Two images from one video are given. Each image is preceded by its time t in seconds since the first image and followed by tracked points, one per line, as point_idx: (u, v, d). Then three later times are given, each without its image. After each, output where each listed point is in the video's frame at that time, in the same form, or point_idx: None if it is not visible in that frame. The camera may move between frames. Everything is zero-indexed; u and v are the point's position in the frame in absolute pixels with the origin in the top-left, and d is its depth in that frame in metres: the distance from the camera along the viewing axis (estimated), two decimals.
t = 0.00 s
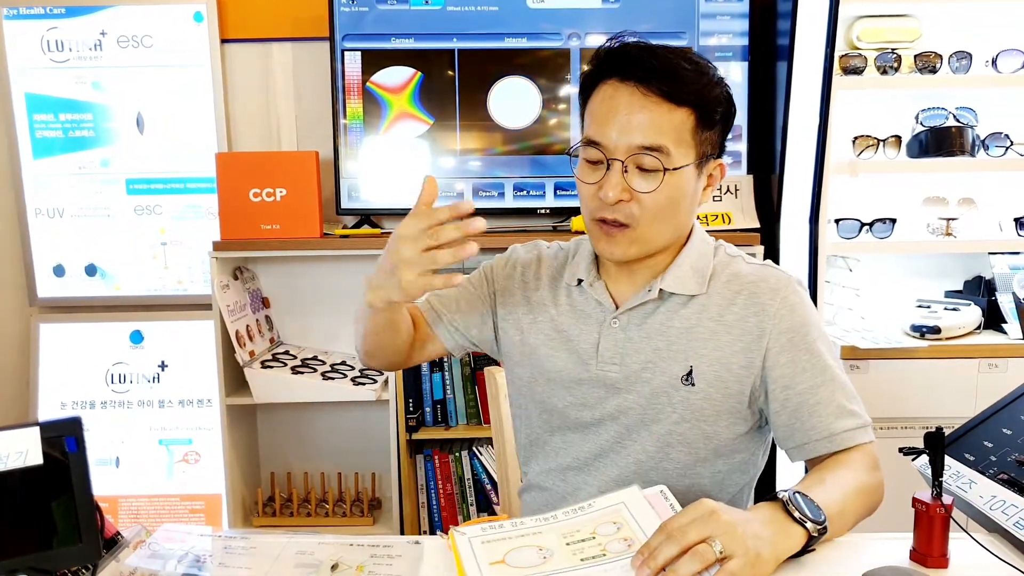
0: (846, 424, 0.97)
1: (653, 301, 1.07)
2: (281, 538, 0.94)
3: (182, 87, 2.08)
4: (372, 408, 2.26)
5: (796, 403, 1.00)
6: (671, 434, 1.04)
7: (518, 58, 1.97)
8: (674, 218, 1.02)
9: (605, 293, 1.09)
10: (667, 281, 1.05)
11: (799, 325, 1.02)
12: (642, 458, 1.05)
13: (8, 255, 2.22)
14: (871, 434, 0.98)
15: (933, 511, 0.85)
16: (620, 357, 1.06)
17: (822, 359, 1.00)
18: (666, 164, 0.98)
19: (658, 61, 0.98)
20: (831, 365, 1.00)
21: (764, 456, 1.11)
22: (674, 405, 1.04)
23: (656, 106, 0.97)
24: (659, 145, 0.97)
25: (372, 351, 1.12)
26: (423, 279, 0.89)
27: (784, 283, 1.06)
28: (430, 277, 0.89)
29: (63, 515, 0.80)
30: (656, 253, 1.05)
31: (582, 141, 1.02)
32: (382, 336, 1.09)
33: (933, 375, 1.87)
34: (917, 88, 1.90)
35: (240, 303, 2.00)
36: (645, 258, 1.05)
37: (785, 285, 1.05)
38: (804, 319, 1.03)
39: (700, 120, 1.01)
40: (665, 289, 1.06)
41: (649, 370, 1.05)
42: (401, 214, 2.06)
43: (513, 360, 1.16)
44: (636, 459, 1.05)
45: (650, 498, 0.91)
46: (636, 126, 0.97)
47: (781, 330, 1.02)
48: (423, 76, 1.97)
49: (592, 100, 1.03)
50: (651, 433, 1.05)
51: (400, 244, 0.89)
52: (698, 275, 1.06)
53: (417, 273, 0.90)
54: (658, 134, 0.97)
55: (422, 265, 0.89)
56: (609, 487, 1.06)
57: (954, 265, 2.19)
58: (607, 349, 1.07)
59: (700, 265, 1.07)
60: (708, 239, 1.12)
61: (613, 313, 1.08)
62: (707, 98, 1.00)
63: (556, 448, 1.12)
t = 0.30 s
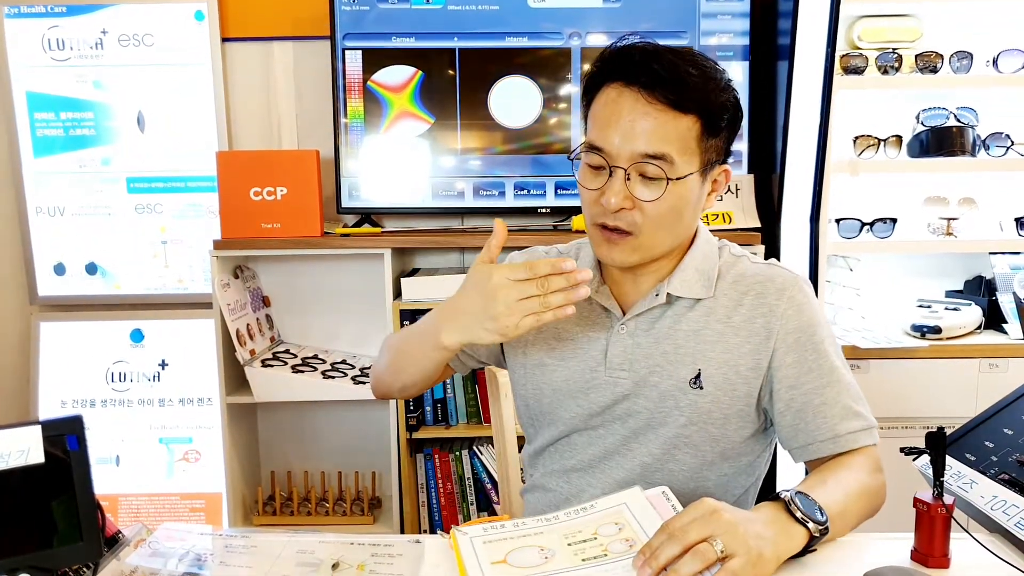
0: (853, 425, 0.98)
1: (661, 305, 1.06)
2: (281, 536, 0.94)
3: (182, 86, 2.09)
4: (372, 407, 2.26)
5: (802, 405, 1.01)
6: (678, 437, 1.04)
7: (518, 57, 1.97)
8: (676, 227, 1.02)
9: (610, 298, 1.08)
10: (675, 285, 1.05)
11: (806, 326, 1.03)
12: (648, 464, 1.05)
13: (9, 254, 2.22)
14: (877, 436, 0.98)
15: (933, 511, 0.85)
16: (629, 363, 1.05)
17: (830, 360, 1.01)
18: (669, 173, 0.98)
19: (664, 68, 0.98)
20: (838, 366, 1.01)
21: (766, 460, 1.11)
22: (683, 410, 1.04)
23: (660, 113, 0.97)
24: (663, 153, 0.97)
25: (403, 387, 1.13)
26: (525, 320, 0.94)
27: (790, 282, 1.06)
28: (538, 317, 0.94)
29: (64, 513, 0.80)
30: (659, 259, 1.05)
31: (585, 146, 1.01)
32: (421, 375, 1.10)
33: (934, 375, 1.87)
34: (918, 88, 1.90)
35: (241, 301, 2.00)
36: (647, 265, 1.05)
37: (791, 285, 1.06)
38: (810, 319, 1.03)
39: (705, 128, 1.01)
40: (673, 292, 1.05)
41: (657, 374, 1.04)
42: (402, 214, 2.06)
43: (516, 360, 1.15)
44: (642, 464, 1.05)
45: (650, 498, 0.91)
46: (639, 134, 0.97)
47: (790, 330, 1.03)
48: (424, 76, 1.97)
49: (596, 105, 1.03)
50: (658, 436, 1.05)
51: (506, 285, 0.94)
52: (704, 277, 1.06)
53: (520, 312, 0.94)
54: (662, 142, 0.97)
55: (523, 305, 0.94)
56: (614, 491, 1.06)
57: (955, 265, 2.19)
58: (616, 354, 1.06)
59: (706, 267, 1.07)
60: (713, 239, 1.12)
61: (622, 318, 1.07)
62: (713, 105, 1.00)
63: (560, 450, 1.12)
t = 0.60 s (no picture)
0: (854, 426, 0.99)
1: (663, 306, 1.06)
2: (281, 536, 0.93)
3: (182, 86, 2.09)
4: (371, 407, 2.26)
5: (804, 406, 1.02)
6: (680, 439, 1.04)
7: (518, 57, 1.97)
8: (677, 224, 1.02)
9: (611, 298, 1.08)
10: (678, 285, 1.05)
11: (807, 327, 1.03)
12: (649, 464, 1.05)
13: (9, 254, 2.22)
14: (877, 436, 0.99)
15: (933, 511, 0.85)
16: (630, 365, 1.05)
17: (830, 361, 1.02)
18: (670, 169, 0.98)
19: (666, 65, 0.98)
20: (838, 367, 1.02)
21: (766, 461, 1.12)
22: (684, 411, 1.04)
23: (662, 109, 0.97)
24: (664, 149, 0.97)
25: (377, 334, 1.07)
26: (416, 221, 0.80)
27: (791, 282, 1.06)
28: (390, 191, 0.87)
29: (64, 513, 0.80)
30: (660, 258, 1.05)
31: (587, 142, 1.01)
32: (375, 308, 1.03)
33: (933, 375, 1.87)
34: (917, 88, 1.90)
35: (240, 301, 2.00)
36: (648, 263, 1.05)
37: (791, 285, 1.06)
38: (811, 319, 1.04)
39: (707, 125, 1.01)
40: (676, 293, 1.05)
41: (659, 376, 1.04)
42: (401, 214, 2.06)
43: (513, 358, 1.14)
44: (642, 464, 1.05)
45: (649, 498, 0.91)
46: (641, 129, 0.97)
47: (791, 331, 1.03)
48: (423, 75, 1.97)
49: (598, 102, 1.03)
50: (659, 438, 1.05)
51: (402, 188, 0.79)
52: (706, 279, 1.06)
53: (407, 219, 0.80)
54: (664, 138, 0.97)
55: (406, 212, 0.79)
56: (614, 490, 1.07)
57: (954, 265, 2.19)
58: (617, 356, 1.05)
59: (707, 268, 1.06)
60: (714, 240, 1.12)
61: (623, 320, 1.06)
62: (715, 102, 1.01)
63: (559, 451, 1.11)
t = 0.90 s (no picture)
0: (854, 427, 0.99)
1: (667, 313, 1.06)
2: (281, 537, 0.93)
3: (182, 88, 2.09)
4: (371, 408, 2.26)
5: (804, 409, 1.02)
6: (685, 443, 1.04)
7: (517, 59, 1.97)
8: (678, 234, 1.02)
9: (614, 304, 1.08)
10: (682, 291, 1.05)
11: (808, 329, 1.03)
12: (653, 468, 1.05)
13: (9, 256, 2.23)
14: (876, 439, 1.00)
15: (933, 512, 0.85)
16: (635, 370, 1.05)
17: (830, 364, 1.02)
18: (670, 180, 0.99)
19: (667, 75, 0.97)
20: (837, 371, 1.02)
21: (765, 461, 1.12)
22: (689, 416, 1.04)
23: (662, 119, 0.97)
24: (664, 160, 0.97)
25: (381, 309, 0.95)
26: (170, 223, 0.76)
27: (792, 286, 1.06)
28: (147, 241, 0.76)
29: (64, 515, 0.80)
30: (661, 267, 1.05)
31: (588, 151, 1.01)
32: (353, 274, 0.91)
33: (933, 375, 1.87)
34: (916, 88, 1.90)
35: (240, 303, 2.00)
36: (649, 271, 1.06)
37: (792, 289, 1.06)
38: (813, 323, 1.04)
39: (707, 135, 1.01)
40: (681, 299, 1.05)
41: (665, 381, 1.04)
42: (400, 215, 2.06)
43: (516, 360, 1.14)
44: (646, 468, 1.05)
45: (647, 499, 0.91)
46: (641, 140, 0.97)
47: (792, 334, 1.03)
48: (423, 77, 1.98)
49: (599, 109, 1.02)
50: (664, 442, 1.05)
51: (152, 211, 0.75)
52: (708, 284, 1.06)
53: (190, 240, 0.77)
54: (665, 149, 0.97)
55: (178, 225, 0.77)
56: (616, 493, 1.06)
57: (953, 264, 2.19)
58: (622, 360, 1.05)
59: (710, 273, 1.07)
60: (713, 243, 1.13)
61: (627, 327, 1.06)
62: (716, 112, 1.00)
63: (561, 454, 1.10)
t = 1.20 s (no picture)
0: (857, 430, 0.99)
1: (668, 315, 1.06)
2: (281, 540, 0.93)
3: (181, 90, 2.09)
4: (371, 410, 2.26)
5: (807, 412, 1.02)
6: (685, 446, 1.04)
7: (516, 60, 1.97)
8: (681, 237, 1.02)
9: (616, 307, 1.08)
10: (684, 293, 1.05)
11: (810, 332, 1.03)
12: (653, 471, 1.05)
13: (10, 259, 2.23)
14: (880, 441, 0.99)
15: (934, 513, 0.84)
16: (636, 373, 1.05)
17: (833, 367, 1.02)
18: (674, 183, 0.99)
19: (673, 77, 0.97)
20: (840, 373, 1.02)
21: (765, 463, 1.12)
22: (690, 419, 1.04)
23: (667, 122, 0.97)
24: (669, 164, 0.97)
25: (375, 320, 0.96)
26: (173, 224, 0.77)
27: (793, 288, 1.06)
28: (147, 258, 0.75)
29: (65, 518, 0.80)
30: (664, 269, 1.05)
31: (592, 153, 1.01)
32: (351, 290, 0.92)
33: (933, 375, 1.87)
34: (915, 87, 1.90)
35: (241, 305, 2.00)
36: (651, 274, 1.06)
37: (794, 292, 1.06)
38: (814, 325, 1.04)
39: (712, 138, 1.01)
40: (682, 301, 1.05)
41: (665, 384, 1.04)
42: (401, 216, 2.06)
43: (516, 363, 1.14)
44: (647, 471, 1.05)
45: (647, 500, 0.91)
46: (646, 142, 0.97)
47: (794, 337, 1.03)
48: (423, 79, 1.98)
49: (603, 110, 1.02)
50: (665, 445, 1.05)
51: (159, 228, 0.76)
52: (709, 286, 1.06)
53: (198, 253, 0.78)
54: (669, 152, 0.97)
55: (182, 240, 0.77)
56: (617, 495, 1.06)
57: (954, 264, 2.19)
58: (623, 363, 1.05)
59: (711, 275, 1.07)
60: (714, 244, 1.13)
61: (628, 329, 1.07)
62: (721, 116, 1.00)
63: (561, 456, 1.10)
